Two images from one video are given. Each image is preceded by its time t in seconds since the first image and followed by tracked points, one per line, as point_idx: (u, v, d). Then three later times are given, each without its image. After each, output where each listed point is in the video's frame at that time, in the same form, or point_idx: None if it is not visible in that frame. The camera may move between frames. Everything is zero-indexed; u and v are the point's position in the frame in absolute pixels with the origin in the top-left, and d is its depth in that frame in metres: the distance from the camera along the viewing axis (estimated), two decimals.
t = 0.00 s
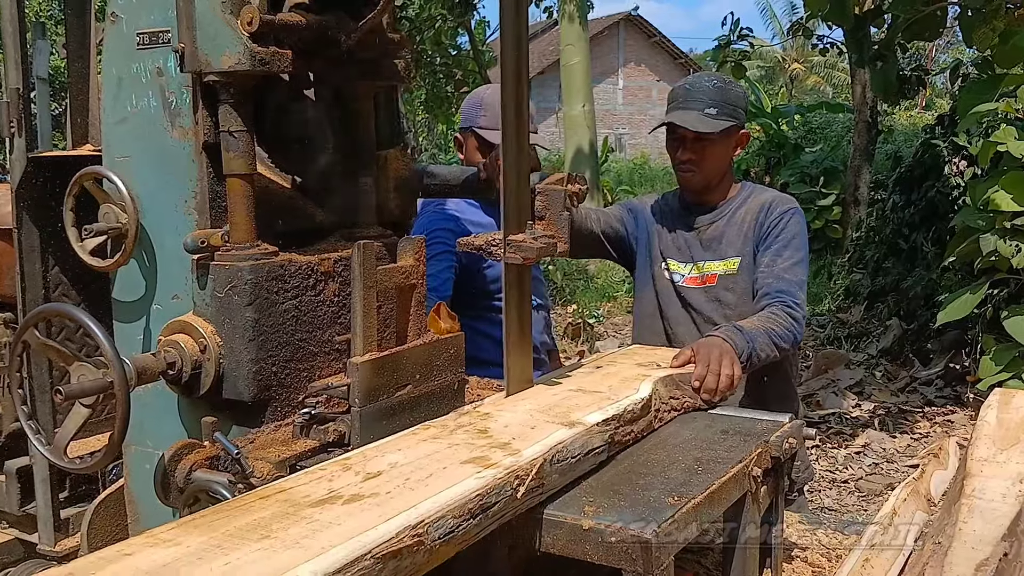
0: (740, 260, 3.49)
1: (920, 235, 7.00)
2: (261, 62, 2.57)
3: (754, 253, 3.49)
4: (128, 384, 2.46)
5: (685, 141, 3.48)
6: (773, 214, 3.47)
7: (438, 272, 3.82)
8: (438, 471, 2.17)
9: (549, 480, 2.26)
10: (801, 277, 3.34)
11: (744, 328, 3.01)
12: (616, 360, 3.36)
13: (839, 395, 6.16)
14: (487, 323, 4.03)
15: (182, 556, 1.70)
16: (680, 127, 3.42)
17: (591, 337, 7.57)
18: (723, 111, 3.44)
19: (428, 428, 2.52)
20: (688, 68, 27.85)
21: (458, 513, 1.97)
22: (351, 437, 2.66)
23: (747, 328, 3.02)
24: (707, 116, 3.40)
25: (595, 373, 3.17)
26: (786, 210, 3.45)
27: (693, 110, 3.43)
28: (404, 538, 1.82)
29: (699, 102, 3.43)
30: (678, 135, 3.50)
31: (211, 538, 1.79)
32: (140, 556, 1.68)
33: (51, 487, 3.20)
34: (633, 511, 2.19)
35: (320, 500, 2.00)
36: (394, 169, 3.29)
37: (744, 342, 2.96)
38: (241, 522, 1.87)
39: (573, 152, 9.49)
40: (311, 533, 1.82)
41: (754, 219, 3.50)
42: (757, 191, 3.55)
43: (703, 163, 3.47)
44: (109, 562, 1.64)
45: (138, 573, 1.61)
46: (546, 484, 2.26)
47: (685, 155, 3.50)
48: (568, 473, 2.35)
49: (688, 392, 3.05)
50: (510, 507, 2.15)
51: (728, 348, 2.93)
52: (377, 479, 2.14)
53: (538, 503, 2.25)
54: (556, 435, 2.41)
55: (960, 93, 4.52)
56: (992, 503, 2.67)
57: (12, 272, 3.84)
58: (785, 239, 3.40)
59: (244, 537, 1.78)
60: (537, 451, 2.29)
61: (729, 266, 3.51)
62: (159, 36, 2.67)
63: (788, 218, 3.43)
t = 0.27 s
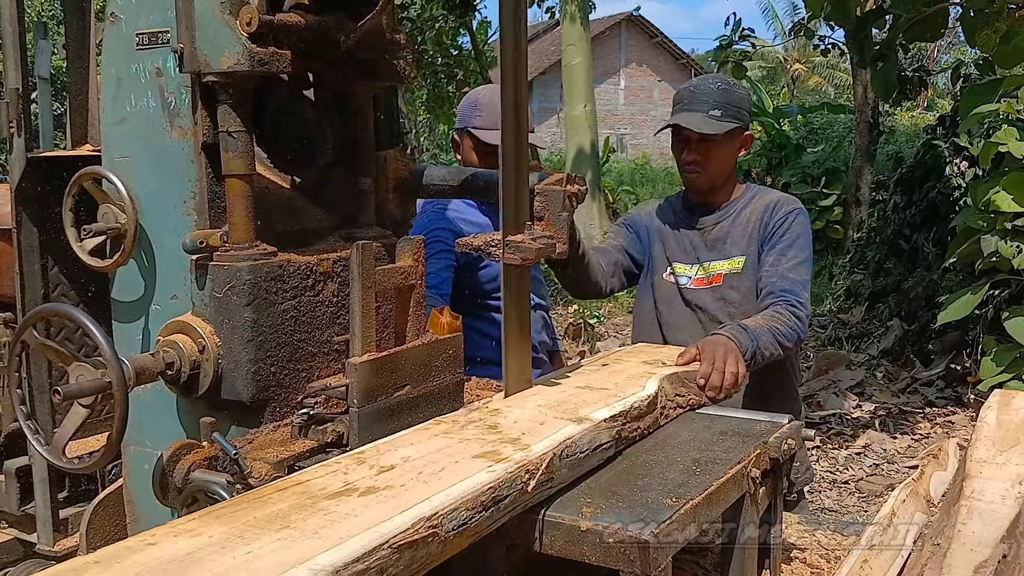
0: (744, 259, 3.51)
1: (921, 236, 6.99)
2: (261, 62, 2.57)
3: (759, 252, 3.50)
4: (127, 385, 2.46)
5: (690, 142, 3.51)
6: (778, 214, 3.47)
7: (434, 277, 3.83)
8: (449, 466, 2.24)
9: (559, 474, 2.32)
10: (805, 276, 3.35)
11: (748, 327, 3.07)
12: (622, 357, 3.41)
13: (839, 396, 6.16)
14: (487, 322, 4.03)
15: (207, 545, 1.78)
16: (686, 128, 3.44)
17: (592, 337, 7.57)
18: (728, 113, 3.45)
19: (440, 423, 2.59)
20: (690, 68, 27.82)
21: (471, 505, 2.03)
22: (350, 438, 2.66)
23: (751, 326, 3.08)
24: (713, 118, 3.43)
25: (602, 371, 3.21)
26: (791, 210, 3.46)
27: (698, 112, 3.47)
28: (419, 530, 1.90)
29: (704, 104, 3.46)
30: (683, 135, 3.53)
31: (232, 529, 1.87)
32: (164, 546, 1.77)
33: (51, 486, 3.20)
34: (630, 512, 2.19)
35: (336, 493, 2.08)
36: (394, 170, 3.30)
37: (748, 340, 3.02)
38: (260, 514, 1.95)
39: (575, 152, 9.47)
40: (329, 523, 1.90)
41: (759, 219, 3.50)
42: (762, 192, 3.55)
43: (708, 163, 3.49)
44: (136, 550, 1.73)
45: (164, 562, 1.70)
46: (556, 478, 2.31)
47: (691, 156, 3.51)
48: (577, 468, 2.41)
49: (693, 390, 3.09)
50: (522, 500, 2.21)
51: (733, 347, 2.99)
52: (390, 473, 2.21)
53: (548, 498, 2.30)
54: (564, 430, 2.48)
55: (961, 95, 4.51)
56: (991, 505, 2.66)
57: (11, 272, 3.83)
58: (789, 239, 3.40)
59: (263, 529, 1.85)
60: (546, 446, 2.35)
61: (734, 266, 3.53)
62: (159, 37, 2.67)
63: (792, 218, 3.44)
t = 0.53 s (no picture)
0: (749, 259, 3.56)
1: (922, 237, 6.99)
2: (258, 63, 2.57)
3: (763, 253, 3.55)
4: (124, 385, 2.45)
5: (696, 143, 3.58)
6: (782, 215, 3.53)
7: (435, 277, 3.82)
8: (462, 461, 2.27)
9: (569, 470, 2.35)
10: (810, 277, 3.41)
11: (752, 326, 3.16)
12: (628, 356, 3.45)
13: (840, 397, 6.16)
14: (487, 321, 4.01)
15: (230, 535, 1.81)
16: (692, 128, 3.53)
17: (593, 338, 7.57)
18: (734, 114, 3.54)
19: (451, 419, 2.62)
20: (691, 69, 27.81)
21: (484, 498, 2.05)
22: (347, 439, 2.65)
23: (756, 325, 3.17)
24: (719, 119, 3.51)
25: (609, 369, 3.26)
26: (794, 211, 3.52)
27: (704, 113, 3.55)
28: (436, 521, 1.92)
29: (710, 105, 3.54)
30: (690, 137, 3.60)
31: (253, 519, 1.90)
32: (189, 535, 1.81)
33: (49, 488, 3.20)
34: (627, 517, 2.17)
35: (352, 487, 2.11)
36: (393, 171, 3.29)
37: (752, 339, 3.11)
38: (279, 506, 1.98)
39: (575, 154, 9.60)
40: (347, 515, 1.93)
41: (764, 220, 3.56)
42: (766, 193, 3.61)
43: (713, 164, 3.57)
44: (160, 542, 1.77)
45: (187, 552, 1.73)
46: (566, 472, 2.34)
47: (696, 157, 3.59)
48: (586, 463, 2.43)
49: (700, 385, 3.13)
50: (533, 493, 2.24)
51: (737, 345, 3.07)
52: (405, 467, 2.23)
53: (557, 493, 2.33)
54: (574, 427, 2.52)
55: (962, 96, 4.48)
56: (991, 507, 2.66)
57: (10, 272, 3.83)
58: (793, 240, 3.46)
59: (284, 519, 1.88)
60: (557, 442, 2.39)
61: (738, 266, 3.58)
62: (157, 38, 2.67)
63: (796, 219, 3.50)
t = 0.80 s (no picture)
0: (755, 259, 3.58)
1: (924, 239, 6.99)
2: (257, 64, 2.56)
3: (770, 253, 3.57)
4: (122, 388, 2.45)
5: (702, 145, 3.62)
6: (789, 217, 3.55)
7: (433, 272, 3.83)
8: (474, 457, 2.29)
9: (580, 465, 2.38)
10: (817, 278, 3.44)
11: (759, 327, 3.16)
12: (637, 355, 3.44)
13: (842, 400, 6.15)
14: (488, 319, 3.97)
15: (250, 527, 1.84)
16: (698, 130, 3.57)
17: (594, 340, 7.56)
18: (739, 117, 3.58)
19: (464, 417, 2.63)
20: (693, 71, 27.82)
21: (498, 492, 2.08)
22: (346, 442, 2.64)
23: (763, 326, 3.17)
24: (725, 121, 3.55)
25: (619, 368, 3.24)
26: (801, 213, 3.54)
27: (711, 115, 3.58)
28: (450, 513, 1.95)
29: (717, 107, 3.58)
30: (696, 139, 3.63)
31: (273, 513, 1.93)
32: (211, 528, 1.84)
33: (47, 490, 3.19)
34: (626, 523, 2.14)
35: (368, 482, 2.13)
36: (393, 172, 3.28)
37: (759, 339, 3.11)
38: (297, 500, 2.01)
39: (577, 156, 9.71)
40: (365, 508, 1.96)
41: (771, 220, 3.58)
42: (772, 196, 3.64)
43: (719, 165, 3.60)
44: (184, 533, 1.81)
45: (208, 544, 1.76)
46: (576, 469, 2.37)
47: (702, 158, 3.63)
48: (596, 460, 2.47)
49: (705, 382, 3.13)
50: (545, 489, 2.26)
51: (744, 344, 3.06)
52: (419, 463, 2.25)
53: (567, 489, 2.36)
54: (584, 423, 2.54)
55: (963, 98, 4.50)
56: (992, 512, 2.64)
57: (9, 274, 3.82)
58: (800, 241, 3.48)
59: (302, 513, 1.91)
60: (567, 438, 2.40)
61: (745, 265, 3.60)
62: (156, 39, 2.66)
63: (803, 221, 3.52)
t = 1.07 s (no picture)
0: (761, 259, 3.57)
1: (927, 240, 6.98)
2: (257, 66, 2.55)
3: (776, 254, 3.57)
4: (120, 391, 2.44)
5: (708, 148, 3.63)
6: (795, 218, 3.55)
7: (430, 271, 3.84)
8: (487, 455, 2.34)
9: (590, 463, 2.43)
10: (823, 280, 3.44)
11: (766, 327, 3.19)
12: (645, 355, 3.50)
13: (843, 401, 6.13)
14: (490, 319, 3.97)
15: (272, 522, 1.88)
16: (705, 133, 3.57)
17: (595, 340, 7.55)
18: (746, 121, 3.57)
19: (475, 415, 2.68)
20: (695, 71, 27.79)
21: (512, 489, 2.12)
22: (346, 445, 2.63)
23: (769, 327, 3.19)
24: (732, 125, 3.55)
25: (627, 368, 3.30)
26: (808, 215, 3.54)
27: (718, 119, 3.58)
28: (466, 510, 1.99)
29: (723, 111, 3.58)
30: (703, 142, 3.64)
31: (293, 508, 1.98)
32: (234, 523, 1.88)
33: (45, 493, 3.18)
34: (628, 530, 2.12)
35: (384, 478, 2.17)
36: (393, 174, 3.26)
37: (766, 339, 3.14)
38: (317, 496, 2.05)
39: (579, 155, 9.84)
40: (382, 504, 2.01)
41: (777, 222, 3.58)
42: (778, 198, 3.64)
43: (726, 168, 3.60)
44: (189, 534, 1.82)
45: (231, 539, 1.80)
46: (587, 467, 2.41)
47: (708, 161, 3.63)
48: (607, 458, 2.52)
49: (714, 383, 3.18)
50: (558, 486, 2.31)
51: (751, 345, 3.11)
52: (434, 460, 2.31)
53: (577, 486, 2.40)
54: (594, 422, 2.60)
55: (966, 99, 4.48)
56: (995, 515, 2.63)
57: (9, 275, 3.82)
58: (807, 244, 3.48)
59: (321, 509, 1.95)
60: (579, 438, 2.46)
61: (751, 266, 3.60)
62: (155, 40, 2.65)
63: (810, 223, 3.52)
